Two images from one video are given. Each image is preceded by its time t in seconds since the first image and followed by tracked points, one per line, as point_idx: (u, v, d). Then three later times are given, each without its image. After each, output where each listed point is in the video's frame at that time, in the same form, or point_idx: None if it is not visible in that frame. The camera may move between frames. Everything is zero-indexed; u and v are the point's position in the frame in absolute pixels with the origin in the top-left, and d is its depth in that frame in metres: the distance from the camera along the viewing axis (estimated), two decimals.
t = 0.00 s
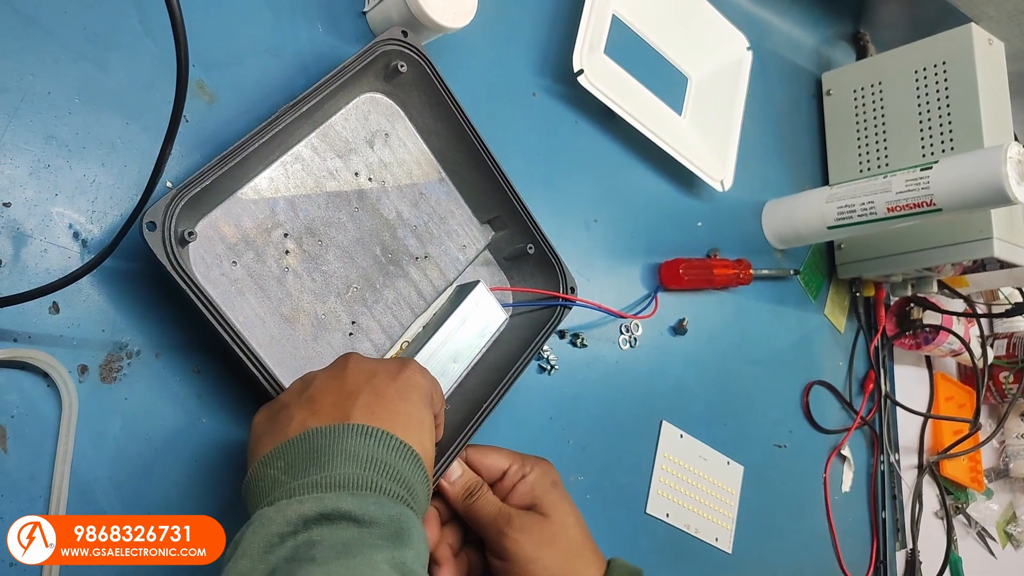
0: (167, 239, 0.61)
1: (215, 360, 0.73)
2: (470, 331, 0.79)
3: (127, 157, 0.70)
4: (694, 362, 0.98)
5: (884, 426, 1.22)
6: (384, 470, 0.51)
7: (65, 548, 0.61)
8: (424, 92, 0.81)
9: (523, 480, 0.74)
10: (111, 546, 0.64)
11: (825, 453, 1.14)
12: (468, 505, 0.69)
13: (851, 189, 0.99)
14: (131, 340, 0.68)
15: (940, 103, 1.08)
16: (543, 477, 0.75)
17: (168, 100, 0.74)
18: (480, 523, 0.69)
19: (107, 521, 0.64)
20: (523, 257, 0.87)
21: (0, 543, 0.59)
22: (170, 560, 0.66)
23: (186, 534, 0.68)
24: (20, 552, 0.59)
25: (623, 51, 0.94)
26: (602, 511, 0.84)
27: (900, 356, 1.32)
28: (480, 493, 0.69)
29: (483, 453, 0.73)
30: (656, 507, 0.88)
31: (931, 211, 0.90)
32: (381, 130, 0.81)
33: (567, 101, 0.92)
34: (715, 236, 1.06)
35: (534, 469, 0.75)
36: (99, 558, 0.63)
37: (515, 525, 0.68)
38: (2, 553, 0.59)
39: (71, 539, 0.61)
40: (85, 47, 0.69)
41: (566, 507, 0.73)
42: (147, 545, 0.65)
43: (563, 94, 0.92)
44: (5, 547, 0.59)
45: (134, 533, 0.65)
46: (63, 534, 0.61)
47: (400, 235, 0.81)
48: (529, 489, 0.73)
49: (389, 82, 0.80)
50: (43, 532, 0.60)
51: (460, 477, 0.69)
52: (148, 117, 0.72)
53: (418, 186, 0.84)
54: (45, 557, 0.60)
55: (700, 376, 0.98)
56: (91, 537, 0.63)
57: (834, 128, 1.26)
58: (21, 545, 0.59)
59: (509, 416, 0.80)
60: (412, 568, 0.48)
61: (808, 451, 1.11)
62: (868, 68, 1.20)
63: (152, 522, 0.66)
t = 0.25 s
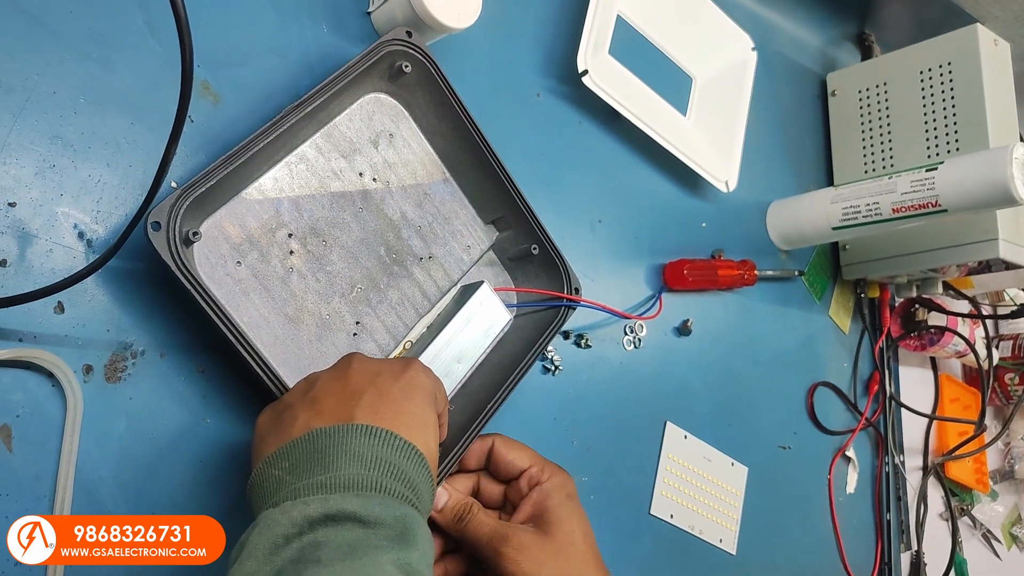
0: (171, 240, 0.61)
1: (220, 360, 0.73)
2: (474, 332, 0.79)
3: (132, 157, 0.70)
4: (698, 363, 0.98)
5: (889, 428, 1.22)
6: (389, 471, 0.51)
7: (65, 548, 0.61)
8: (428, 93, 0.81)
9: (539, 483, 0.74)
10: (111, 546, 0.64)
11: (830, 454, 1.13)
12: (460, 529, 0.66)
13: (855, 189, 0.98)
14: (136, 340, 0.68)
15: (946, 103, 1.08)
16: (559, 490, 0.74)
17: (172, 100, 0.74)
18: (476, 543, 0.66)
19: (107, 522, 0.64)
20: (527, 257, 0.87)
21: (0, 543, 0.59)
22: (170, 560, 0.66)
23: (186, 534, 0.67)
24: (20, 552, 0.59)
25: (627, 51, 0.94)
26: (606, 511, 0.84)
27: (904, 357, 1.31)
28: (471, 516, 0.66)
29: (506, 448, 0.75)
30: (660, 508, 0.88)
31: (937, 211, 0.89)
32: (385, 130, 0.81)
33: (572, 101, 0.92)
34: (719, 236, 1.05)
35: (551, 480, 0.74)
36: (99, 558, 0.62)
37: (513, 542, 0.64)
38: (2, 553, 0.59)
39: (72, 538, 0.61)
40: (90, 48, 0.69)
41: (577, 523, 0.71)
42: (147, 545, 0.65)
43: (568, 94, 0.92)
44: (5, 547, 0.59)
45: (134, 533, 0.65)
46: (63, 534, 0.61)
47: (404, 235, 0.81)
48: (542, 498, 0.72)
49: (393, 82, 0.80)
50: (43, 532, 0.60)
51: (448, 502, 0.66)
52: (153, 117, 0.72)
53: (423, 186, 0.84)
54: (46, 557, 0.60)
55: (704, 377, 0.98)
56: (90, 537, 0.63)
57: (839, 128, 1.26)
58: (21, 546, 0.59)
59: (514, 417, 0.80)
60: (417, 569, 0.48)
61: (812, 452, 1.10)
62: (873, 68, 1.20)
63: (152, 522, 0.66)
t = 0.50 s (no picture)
0: (178, 240, 0.61)
1: (225, 360, 0.73)
2: (479, 334, 0.79)
3: (139, 158, 0.71)
4: (703, 365, 0.98)
5: (894, 430, 1.22)
6: (396, 471, 0.51)
7: (65, 548, 0.61)
8: (434, 94, 0.81)
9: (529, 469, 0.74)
10: (111, 546, 0.63)
11: (835, 457, 1.13)
12: (486, 505, 0.68)
13: (861, 192, 0.98)
14: (142, 340, 0.68)
15: (952, 106, 1.08)
16: (547, 466, 0.75)
17: (179, 101, 0.74)
18: (505, 516, 0.69)
19: (107, 522, 0.64)
20: (532, 259, 0.87)
21: (1, 543, 0.59)
22: (170, 560, 0.66)
23: (186, 534, 0.67)
24: (20, 552, 0.59)
25: (632, 53, 0.94)
26: (610, 513, 0.84)
27: (910, 360, 1.31)
28: (495, 491, 0.69)
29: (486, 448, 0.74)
30: (664, 510, 0.88)
31: (943, 214, 0.89)
32: (391, 132, 0.81)
33: (577, 103, 0.92)
34: (724, 239, 1.05)
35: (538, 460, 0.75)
36: (99, 558, 0.62)
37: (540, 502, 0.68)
38: (2, 553, 0.59)
39: (71, 538, 0.61)
40: (98, 49, 0.70)
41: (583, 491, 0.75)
42: (147, 545, 0.65)
43: (574, 96, 0.92)
44: (6, 548, 0.59)
45: (134, 534, 0.65)
46: (63, 534, 0.61)
47: (409, 237, 0.81)
48: (541, 475, 0.74)
49: (399, 84, 0.80)
50: (43, 532, 0.60)
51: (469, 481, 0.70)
52: (160, 118, 0.73)
53: (428, 188, 0.84)
54: (46, 557, 0.60)
55: (709, 379, 0.98)
56: (90, 537, 0.62)
57: (845, 131, 1.26)
58: (21, 546, 0.59)
59: (519, 418, 0.80)
60: (423, 570, 0.48)
61: (816, 455, 1.10)
62: (878, 70, 1.20)
63: (152, 522, 0.66)
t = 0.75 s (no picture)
0: (180, 240, 0.61)
1: (228, 361, 0.73)
2: (482, 335, 0.79)
3: (143, 157, 0.71)
4: (706, 367, 0.98)
5: (898, 434, 1.21)
6: (399, 472, 0.51)
7: (66, 548, 0.61)
8: (438, 95, 0.81)
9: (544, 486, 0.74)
10: (111, 546, 0.63)
11: (838, 460, 1.13)
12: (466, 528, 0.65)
13: (865, 194, 0.98)
14: (145, 340, 0.68)
15: (956, 108, 1.07)
16: (568, 493, 0.73)
17: (183, 101, 0.74)
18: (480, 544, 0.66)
19: (107, 522, 0.63)
20: (535, 260, 0.87)
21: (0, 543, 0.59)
22: (170, 560, 0.65)
23: (186, 534, 0.67)
24: (20, 552, 0.59)
25: (636, 55, 0.94)
26: (613, 515, 0.84)
27: (914, 363, 1.31)
28: (478, 518, 0.65)
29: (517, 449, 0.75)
30: (668, 512, 0.88)
31: (947, 216, 0.89)
32: (395, 133, 0.81)
33: (581, 104, 0.92)
34: (727, 241, 1.05)
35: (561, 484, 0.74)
36: (99, 558, 0.62)
37: (519, 545, 0.65)
38: (1, 553, 0.59)
39: (71, 539, 0.61)
40: (102, 49, 0.70)
41: (587, 528, 0.71)
42: (147, 545, 0.65)
43: (577, 97, 0.92)
44: (5, 548, 0.59)
45: (134, 534, 0.65)
46: (62, 534, 0.61)
47: (413, 237, 0.81)
48: (550, 502, 0.72)
49: (403, 84, 0.80)
50: (43, 532, 0.60)
51: (455, 502, 0.65)
52: (163, 118, 0.72)
53: (431, 189, 0.84)
54: (46, 557, 0.60)
55: (712, 381, 0.98)
56: (90, 537, 0.62)
57: (849, 133, 1.26)
58: (21, 546, 0.59)
59: (522, 419, 0.80)
60: (426, 571, 0.47)
61: (819, 457, 1.10)
62: (882, 73, 1.20)
63: (152, 522, 0.66)
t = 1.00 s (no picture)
0: (186, 243, 0.62)
1: (232, 364, 0.73)
2: (486, 339, 0.79)
3: (148, 160, 0.71)
4: (709, 372, 0.98)
5: (901, 438, 1.21)
6: (401, 472, 0.51)
7: (66, 548, 0.61)
8: (442, 98, 0.81)
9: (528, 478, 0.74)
10: (111, 546, 0.63)
11: (842, 465, 1.13)
12: (489, 512, 0.69)
13: (870, 198, 0.98)
14: (149, 342, 0.68)
15: (961, 113, 1.07)
16: (556, 476, 0.75)
17: (189, 104, 0.74)
18: (505, 528, 0.69)
19: (107, 522, 0.63)
20: (539, 263, 0.87)
21: None
22: (169, 560, 0.65)
23: (186, 534, 0.67)
24: (20, 552, 0.59)
25: (640, 59, 0.94)
26: (616, 519, 0.84)
27: (917, 367, 1.31)
28: (499, 500, 0.69)
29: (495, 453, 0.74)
30: (670, 516, 0.88)
31: (952, 221, 0.89)
32: (399, 136, 0.81)
33: (585, 108, 0.92)
34: (731, 245, 1.05)
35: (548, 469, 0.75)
36: (99, 558, 0.62)
37: (540, 522, 0.67)
38: (2, 553, 0.59)
39: (72, 538, 0.61)
40: (108, 52, 0.70)
41: (591, 504, 0.74)
42: (147, 545, 0.65)
43: (582, 101, 0.92)
44: (6, 547, 0.59)
45: (134, 533, 0.65)
46: (63, 534, 0.61)
47: (417, 241, 0.81)
48: (547, 486, 0.74)
49: (407, 88, 0.80)
50: (44, 532, 0.60)
51: (476, 487, 0.71)
52: (169, 121, 0.73)
53: (435, 193, 0.84)
54: (46, 557, 0.60)
55: (715, 385, 0.98)
56: (91, 537, 0.62)
57: (853, 137, 1.26)
58: (21, 546, 0.59)
59: (526, 423, 0.80)
60: (428, 570, 0.47)
61: (822, 461, 1.10)
62: (887, 78, 1.20)
63: (152, 522, 0.66)
